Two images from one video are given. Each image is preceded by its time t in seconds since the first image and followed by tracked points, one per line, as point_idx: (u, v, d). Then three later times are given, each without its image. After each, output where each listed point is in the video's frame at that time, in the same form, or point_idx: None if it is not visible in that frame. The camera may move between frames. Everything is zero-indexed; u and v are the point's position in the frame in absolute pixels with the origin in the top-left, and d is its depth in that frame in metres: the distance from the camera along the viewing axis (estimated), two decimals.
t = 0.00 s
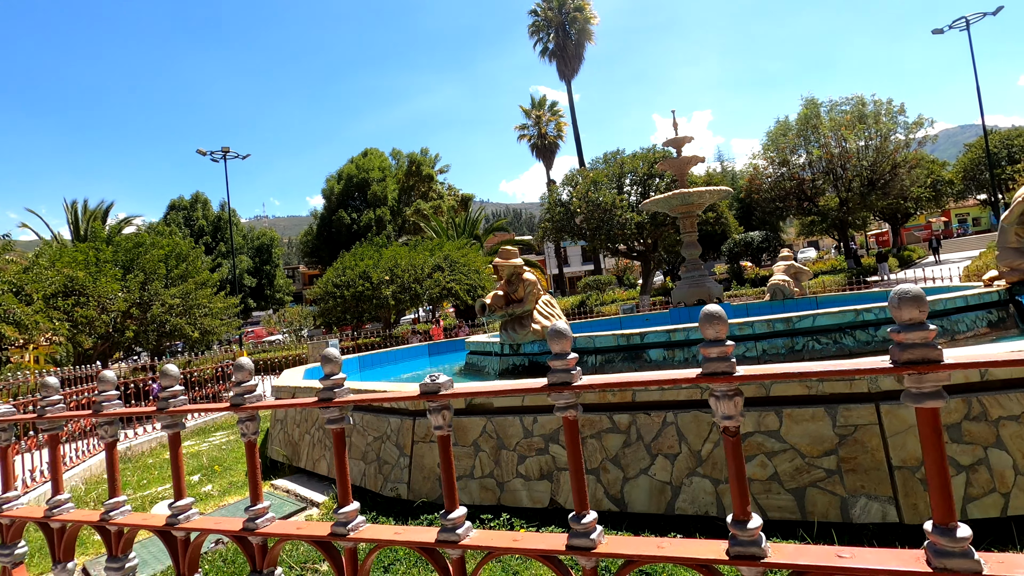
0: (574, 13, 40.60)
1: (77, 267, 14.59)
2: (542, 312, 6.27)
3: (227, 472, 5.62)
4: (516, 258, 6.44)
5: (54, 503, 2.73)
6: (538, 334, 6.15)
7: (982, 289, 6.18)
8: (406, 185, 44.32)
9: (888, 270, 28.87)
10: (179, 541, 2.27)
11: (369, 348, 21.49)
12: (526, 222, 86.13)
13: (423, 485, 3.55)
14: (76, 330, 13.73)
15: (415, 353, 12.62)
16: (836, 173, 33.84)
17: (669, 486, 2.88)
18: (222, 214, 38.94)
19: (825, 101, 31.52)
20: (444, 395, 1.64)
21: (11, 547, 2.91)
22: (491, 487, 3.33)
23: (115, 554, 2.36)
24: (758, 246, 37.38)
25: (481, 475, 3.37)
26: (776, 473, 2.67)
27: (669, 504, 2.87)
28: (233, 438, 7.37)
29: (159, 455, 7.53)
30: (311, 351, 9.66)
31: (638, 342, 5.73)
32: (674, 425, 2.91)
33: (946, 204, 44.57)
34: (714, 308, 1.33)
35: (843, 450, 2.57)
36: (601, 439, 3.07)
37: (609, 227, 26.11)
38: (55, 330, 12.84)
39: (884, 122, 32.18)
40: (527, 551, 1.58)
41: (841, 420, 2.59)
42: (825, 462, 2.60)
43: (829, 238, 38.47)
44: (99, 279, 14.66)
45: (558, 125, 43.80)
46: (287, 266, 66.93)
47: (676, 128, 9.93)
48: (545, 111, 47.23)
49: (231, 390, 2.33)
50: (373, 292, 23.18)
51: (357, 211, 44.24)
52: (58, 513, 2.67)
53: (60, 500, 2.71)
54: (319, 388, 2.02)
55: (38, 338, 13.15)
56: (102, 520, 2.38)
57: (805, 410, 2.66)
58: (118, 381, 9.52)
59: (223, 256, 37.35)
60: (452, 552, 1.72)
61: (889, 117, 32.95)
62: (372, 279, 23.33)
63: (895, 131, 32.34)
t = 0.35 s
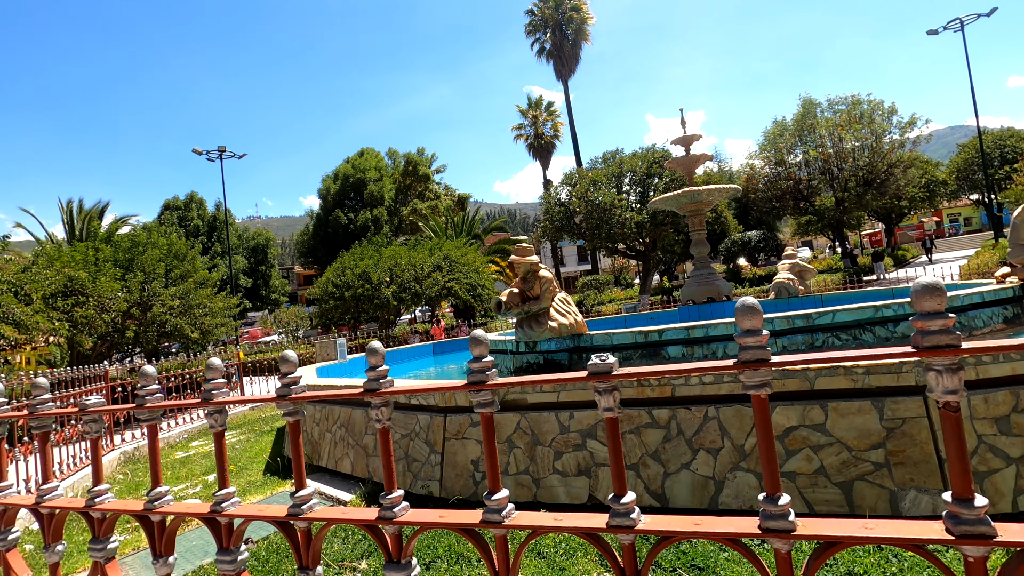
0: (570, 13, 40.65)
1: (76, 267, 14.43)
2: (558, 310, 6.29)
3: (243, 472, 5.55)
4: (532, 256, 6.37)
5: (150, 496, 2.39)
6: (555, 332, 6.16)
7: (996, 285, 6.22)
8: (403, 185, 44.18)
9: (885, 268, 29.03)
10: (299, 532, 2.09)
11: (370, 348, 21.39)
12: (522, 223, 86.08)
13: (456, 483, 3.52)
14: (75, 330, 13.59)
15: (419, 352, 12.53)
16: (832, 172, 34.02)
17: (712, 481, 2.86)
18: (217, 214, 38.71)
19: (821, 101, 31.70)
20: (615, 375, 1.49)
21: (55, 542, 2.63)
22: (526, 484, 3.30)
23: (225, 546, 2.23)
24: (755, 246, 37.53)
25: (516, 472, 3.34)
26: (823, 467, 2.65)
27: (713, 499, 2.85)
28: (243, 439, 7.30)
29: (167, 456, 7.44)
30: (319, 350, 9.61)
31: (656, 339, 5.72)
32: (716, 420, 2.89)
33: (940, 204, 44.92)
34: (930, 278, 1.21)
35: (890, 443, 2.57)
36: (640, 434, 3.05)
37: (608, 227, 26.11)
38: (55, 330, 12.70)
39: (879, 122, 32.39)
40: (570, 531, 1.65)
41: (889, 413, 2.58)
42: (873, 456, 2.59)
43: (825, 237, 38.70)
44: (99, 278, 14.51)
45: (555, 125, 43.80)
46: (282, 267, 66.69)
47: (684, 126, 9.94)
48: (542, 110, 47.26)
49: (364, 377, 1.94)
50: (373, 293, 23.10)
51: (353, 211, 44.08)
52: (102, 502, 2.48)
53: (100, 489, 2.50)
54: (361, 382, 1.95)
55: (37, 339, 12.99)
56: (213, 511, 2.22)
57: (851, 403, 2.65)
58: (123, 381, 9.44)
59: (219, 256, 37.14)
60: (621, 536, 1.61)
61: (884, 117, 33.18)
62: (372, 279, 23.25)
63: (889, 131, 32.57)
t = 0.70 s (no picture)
0: (566, 13, 40.65)
1: (71, 265, 14.17)
2: (573, 306, 6.23)
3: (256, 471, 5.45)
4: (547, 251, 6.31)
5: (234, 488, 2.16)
6: (571, 328, 6.08)
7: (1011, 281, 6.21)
8: (398, 185, 43.96)
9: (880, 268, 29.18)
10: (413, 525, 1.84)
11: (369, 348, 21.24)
12: (516, 224, 85.95)
13: (485, 480, 3.43)
14: (71, 330, 13.36)
15: (422, 351, 12.41)
16: (827, 173, 34.19)
17: (756, 476, 2.80)
18: (211, 213, 38.37)
19: (816, 102, 31.86)
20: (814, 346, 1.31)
21: (121, 539, 2.46)
22: (560, 480, 3.23)
23: (327, 541, 1.94)
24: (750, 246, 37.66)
25: (549, 468, 3.26)
26: (873, 461, 2.60)
27: (757, 494, 2.78)
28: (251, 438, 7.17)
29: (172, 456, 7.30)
30: (323, 349, 9.49)
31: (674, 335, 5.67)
32: (759, 413, 2.83)
33: (932, 204, 45.27)
34: None
35: (944, 435, 2.51)
36: (679, 429, 2.99)
37: (607, 226, 26.08)
38: (51, 330, 12.47)
39: (874, 122, 32.59)
40: (752, 518, 1.35)
41: (940, 404, 2.53)
42: (925, 449, 2.53)
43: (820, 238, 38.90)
44: (95, 278, 14.28)
45: (551, 125, 43.79)
46: (276, 268, 66.29)
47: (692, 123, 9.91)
48: (538, 110, 47.23)
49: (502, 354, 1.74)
50: (372, 292, 22.93)
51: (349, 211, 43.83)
52: (178, 495, 2.26)
53: (175, 481, 2.28)
54: (497, 359, 1.75)
55: (32, 339, 12.75)
56: (313, 502, 1.94)
57: (901, 395, 2.59)
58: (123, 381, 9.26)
59: (214, 256, 36.79)
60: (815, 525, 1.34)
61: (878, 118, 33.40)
62: (371, 278, 23.10)
63: (884, 132, 32.78)
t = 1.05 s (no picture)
0: (561, 15, 40.75)
1: (65, 265, 13.91)
2: (588, 306, 6.19)
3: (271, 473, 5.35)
4: (561, 251, 6.25)
5: (336, 498, 1.96)
6: (585, 328, 6.05)
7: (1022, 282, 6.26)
8: (392, 186, 43.71)
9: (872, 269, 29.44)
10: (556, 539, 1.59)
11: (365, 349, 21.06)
12: (510, 226, 85.98)
13: (516, 483, 3.35)
14: (65, 331, 13.10)
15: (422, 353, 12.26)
16: (821, 175, 34.48)
17: (800, 478, 2.75)
18: (203, 214, 37.95)
19: (810, 104, 32.13)
20: None
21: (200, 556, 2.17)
22: (594, 483, 3.16)
23: (449, 556, 1.79)
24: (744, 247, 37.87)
25: (582, 471, 3.20)
26: (921, 463, 2.56)
27: (802, 497, 2.74)
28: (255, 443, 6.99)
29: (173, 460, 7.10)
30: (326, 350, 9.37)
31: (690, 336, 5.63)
32: (802, 414, 2.78)
33: (922, 207, 45.79)
34: None
35: (995, 436, 2.46)
36: (719, 430, 2.93)
37: (604, 227, 26.13)
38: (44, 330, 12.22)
39: (866, 125, 32.93)
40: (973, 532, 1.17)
41: (991, 405, 2.48)
42: (975, 450, 2.49)
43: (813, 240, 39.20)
44: (89, 278, 14.02)
45: (546, 126, 43.84)
46: (268, 269, 65.76)
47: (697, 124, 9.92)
48: (532, 112, 47.27)
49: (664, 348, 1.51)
50: (368, 293, 22.76)
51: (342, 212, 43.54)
52: (269, 507, 2.02)
53: (265, 490, 2.04)
54: (658, 357, 1.52)
55: (23, 339, 12.47)
56: (434, 514, 1.76)
57: (950, 395, 2.54)
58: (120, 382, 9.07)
59: (205, 257, 36.35)
60: None
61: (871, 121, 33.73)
62: (367, 279, 22.94)
63: (876, 135, 33.11)
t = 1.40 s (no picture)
0: (551, 20, 40.98)
1: (46, 262, 13.46)
2: (595, 307, 6.16)
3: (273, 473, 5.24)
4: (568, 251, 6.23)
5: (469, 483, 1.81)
6: (593, 329, 6.01)
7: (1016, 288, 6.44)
8: (379, 188, 43.36)
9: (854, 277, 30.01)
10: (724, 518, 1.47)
11: (353, 351, 20.78)
12: (496, 230, 85.93)
13: (542, 482, 3.30)
14: (44, 330, 12.67)
15: (416, 355, 12.12)
16: (804, 184, 35.11)
17: (837, 475, 2.74)
18: (185, 213, 37.19)
19: (794, 114, 32.71)
20: None
21: (301, 548, 2.03)
22: (625, 482, 3.13)
23: (603, 545, 1.63)
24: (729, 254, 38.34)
25: (613, 470, 3.15)
26: (959, 460, 2.56)
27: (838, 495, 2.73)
28: (256, 442, 6.87)
29: (168, 461, 6.92)
30: (322, 351, 9.21)
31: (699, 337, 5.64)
32: (838, 412, 2.77)
33: (900, 217, 46.87)
34: None
35: None
36: (753, 428, 2.91)
37: (594, 231, 26.25)
38: (24, 329, 11.81)
39: (849, 135, 33.62)
40: None
41: None
42: (1014, 447, 2.49)
43: (796, 248, 39.85)
44: (72, 276, 13.60)
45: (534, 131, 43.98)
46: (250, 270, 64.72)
47: (696, 129, 10.00)
48: (520, 116, 47.40)
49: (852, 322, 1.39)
50: (357, 295, 22.51)
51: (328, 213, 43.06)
52: (387, 494, 1.89)
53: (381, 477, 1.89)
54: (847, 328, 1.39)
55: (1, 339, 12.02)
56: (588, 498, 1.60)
57: (987, 393, 2.54)
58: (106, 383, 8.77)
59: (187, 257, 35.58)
60: None
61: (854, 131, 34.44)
62: (356, 280, 22.70)
63: (858, 145, 33.83)
